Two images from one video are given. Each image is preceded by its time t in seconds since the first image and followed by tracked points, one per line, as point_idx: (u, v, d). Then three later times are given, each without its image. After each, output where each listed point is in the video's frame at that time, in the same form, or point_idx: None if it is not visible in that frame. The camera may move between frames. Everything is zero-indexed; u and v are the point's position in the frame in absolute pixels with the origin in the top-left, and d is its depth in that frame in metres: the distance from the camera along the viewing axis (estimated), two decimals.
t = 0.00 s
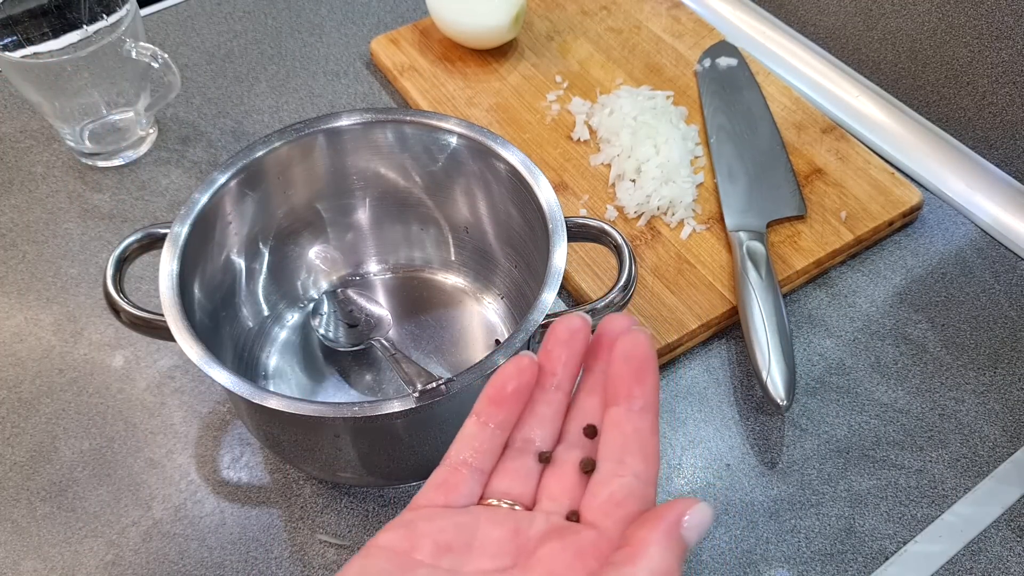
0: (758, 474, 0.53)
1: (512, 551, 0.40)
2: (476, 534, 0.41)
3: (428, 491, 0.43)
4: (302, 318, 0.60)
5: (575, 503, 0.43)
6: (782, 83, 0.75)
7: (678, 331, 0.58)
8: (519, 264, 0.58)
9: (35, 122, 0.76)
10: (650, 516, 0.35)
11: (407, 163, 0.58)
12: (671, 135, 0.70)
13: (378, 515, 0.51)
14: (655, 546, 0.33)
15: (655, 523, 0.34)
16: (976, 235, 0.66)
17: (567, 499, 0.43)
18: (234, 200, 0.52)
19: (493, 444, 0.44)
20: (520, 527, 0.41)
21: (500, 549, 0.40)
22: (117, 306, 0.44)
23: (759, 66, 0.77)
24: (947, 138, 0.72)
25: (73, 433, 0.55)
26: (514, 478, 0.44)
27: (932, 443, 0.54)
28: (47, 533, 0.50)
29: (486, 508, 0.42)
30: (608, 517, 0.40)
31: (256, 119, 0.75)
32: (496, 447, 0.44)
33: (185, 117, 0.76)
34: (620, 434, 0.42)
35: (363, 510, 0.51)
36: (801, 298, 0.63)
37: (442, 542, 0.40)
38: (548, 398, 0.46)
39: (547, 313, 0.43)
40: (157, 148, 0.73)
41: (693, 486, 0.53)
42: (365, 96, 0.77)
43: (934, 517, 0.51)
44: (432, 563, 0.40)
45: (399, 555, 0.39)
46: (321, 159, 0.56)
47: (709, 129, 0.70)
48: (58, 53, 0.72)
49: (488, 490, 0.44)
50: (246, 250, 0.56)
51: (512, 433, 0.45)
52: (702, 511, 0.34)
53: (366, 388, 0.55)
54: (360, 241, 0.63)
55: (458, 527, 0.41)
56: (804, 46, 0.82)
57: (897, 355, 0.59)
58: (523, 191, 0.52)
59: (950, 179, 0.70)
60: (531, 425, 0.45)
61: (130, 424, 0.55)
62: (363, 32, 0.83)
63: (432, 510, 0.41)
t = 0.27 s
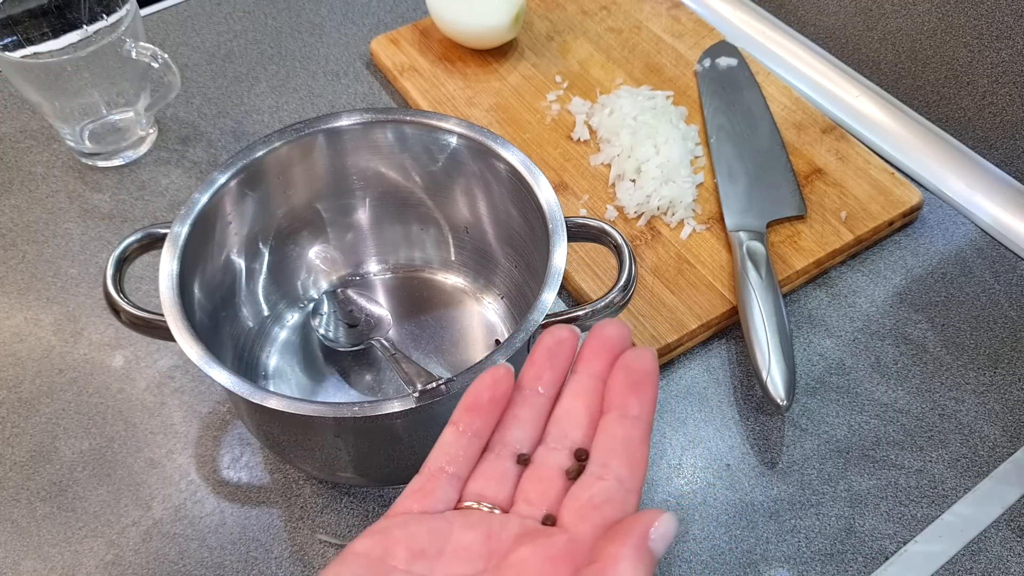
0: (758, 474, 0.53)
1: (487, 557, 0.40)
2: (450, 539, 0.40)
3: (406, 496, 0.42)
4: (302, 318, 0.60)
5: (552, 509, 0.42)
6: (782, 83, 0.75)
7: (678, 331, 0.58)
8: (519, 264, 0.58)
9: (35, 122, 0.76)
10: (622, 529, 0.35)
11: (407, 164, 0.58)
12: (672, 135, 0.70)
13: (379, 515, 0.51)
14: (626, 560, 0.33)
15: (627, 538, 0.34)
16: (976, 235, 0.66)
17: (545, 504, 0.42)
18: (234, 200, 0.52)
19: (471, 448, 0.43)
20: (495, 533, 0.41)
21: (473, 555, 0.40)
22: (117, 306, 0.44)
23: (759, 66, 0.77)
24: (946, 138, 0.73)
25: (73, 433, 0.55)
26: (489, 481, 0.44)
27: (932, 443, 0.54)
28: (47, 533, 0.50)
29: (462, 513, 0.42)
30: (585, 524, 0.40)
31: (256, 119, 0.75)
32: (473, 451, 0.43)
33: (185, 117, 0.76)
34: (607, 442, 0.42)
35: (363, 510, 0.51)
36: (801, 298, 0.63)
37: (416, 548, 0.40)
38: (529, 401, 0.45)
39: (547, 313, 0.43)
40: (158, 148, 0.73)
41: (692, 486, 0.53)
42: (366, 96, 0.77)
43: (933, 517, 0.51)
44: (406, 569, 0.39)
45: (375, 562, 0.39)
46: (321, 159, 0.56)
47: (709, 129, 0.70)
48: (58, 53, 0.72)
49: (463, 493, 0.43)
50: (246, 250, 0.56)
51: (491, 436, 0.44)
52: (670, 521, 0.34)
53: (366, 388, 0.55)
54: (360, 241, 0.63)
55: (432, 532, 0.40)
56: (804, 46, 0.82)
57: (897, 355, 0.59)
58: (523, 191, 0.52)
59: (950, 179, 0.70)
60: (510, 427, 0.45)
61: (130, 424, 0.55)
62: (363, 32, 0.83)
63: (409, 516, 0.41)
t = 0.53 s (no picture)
0: (758, 474, 0.53)
1: None
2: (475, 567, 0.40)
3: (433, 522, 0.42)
4: (301, 317, 0.60)
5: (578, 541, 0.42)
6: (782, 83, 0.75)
7: (678, 331, 0.58)
8: (519, 264, 0.58)
9: (35, 122, 0.76)
10: (620, 515, 0.37)
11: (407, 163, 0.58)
12: (671, 135, 0.70)
13: (378, 515, 0.51)
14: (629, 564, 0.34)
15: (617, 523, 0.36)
16: (976, 235, 0.66)
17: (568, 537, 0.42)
18: (234, 200, 0.52)
19: (494, 474, 0.44)
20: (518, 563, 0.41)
21: None
22: (117, 306, 0.44)
23: (759, 66, 0.77)
24: (946, 138, 0.73)
25: (73, 433, 0.55)
26: (512, 508, 0.44)
27: (932, 443, 0.54)
28: (47, 533, 0.50)
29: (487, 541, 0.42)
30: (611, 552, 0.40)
31: (256, 119, 0.75)
32: (496, 477, 0.44)
33: (185, 117, 0.76)
34: (632, 475, 0.43)
35: (363, 510, 0.51)
36: (801, 299, 0.63)
37: None
38: (550, 428, 0.46)
39: (547, 314, 0.43)
40: (157, 148, 0.73)
41: (692, 486, 0.53)
42: (365, 96, 0.77)
43: (933, 517, 0.51)
44: None
45: None
46: (321, 159, 0.56)
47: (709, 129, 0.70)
48: (58, 53, 0.72)
49: (486, 520, 0.44)
50: (246, 250, 0.56)
51: (513, 461, 0.45)
52: (664, 509, 0.36)
53: (367, 388, 0.55)
54: (360, 241, 0.63)
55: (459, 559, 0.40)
56: (804, 47, 0.82)
57: (897, 355, 0.59)
58: (523, 191, 0.52)
59: (950, 179, 0.70)
60: (531, 455, 0.46)
61: (130, 424, 0.55)
62: (363, 32, 0.83)
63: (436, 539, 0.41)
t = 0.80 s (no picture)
0: (758, 474, 0.53)
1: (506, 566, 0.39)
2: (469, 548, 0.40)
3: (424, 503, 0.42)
4: (301, 318, 0.60)
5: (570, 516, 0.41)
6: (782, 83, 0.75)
7: (678, 331, 0.58)
8: (519, 264, 0.58)
9: (36, 122, 0.76)
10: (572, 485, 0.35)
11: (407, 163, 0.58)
12: (672, 135, 0.70)
13: (378, 515, 0.51)
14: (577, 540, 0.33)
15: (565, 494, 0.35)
16: (976, 235, 0.66)
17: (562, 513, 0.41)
18: (234, 200, 0.52)
19: (484, 449, 0.43)
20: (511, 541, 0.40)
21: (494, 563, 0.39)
22: (117, 306, 0.44)
23: (760, 66, 0.77)
24: (947, 138, 0.73)
25: (73, 433, 0.55)
26: (504, 486, 0.43)
27: (932, 443, 0.54)
28: (47, 533, 0.50)
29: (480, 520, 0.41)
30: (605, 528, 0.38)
31: (256, 119, 0.75)
32: (487, 453, 0.43)
33: (185, 117, 0.76)
34: (621, 443, 0.42)
35: (363, 510, 0.51)
36: (801, 299, 0.63)
37: (437, 557, 0.39)
38: (535, 402, 0.44)
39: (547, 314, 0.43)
40: (158, 148, 0.73)
41: (692, 486, 0.53)
42: (366, 96, 0.77)
43: (934, 517, 0.51)
44: None
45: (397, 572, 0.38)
46: (321, 159, 0.56)
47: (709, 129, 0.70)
48: (59, 53, 0.72)
49: (479, 498, 0.43)
50: (246, 250, 0.56)
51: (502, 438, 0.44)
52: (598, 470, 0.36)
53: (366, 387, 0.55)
54: (360, 242, 0.63)
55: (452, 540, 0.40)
56: (804, 47, 0.82)
57: (897, 355, 0.59)
58: (523, 191, 0.52)
59: (950, 179, 0.70)
60: (520, 431, 0.44)
61: (130, 423, 0.55)
62: (363, 32, 0.83)
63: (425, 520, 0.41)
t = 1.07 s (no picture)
0: (758, 474, 0.53)
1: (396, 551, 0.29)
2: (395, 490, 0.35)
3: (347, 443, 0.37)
4: (301, 318, 0.60)
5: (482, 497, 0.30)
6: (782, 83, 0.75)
7: (678, 331, 0.58)
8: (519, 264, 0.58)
9: (35, 122, 0.76)
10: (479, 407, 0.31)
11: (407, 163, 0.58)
12: (672, 135, 0.70)
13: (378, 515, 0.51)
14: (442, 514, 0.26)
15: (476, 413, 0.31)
16: (976, 235, 0.66)
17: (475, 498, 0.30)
18: (234, 200, 0.52)
19: (419, 382, 0.38)
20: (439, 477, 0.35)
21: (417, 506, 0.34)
22: (117, 306, 0.44)
23: (759, 66, 0.77)
24: (946, 138, 0.73)
25: (73, 433, 0.55)
26: (441, 417, 0.36)
27: (932, 443, 0.54)
28: (47, 533, 0.50)
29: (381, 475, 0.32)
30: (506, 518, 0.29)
31: (256, 119, 0.75)
32: (423, 385, 0.38)
33: (185, 117, 0.76)
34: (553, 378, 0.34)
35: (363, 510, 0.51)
36: (801, 299, 0.63)
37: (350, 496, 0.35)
38: (468, 344, 0.39)
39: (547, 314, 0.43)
40: (157, 148, 0.73)
41: (692, 486, 0.53)
42: (365, 96, 0.77)
43: (934, 517, 0.51)
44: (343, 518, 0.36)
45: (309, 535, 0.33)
46: (321, 159, 0.56)
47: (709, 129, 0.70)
48: (59, 53, 0.72)
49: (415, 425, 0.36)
50: (246, 250, 0.56)
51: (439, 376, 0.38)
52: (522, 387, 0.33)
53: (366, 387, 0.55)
54: (360, 242, 0.63)
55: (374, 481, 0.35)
56: (804, 47, 0.82)
57: (897, 355, 0.59)
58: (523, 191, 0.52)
59: (950, 178, 0.70)
60: (455, 366, 0.39)
61: (130, 424, 0.55)
62: (363, 32, 0.83)
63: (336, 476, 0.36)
